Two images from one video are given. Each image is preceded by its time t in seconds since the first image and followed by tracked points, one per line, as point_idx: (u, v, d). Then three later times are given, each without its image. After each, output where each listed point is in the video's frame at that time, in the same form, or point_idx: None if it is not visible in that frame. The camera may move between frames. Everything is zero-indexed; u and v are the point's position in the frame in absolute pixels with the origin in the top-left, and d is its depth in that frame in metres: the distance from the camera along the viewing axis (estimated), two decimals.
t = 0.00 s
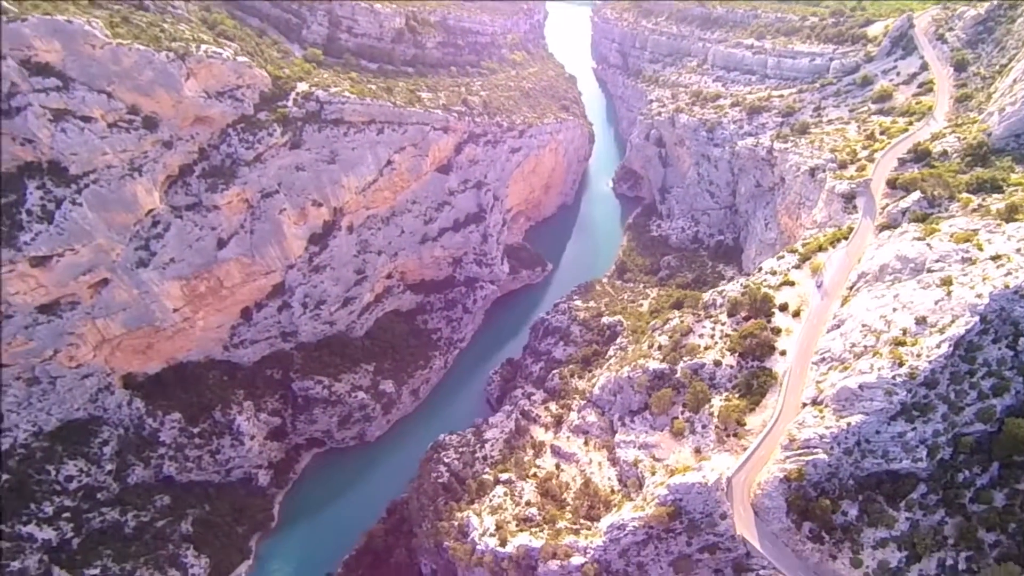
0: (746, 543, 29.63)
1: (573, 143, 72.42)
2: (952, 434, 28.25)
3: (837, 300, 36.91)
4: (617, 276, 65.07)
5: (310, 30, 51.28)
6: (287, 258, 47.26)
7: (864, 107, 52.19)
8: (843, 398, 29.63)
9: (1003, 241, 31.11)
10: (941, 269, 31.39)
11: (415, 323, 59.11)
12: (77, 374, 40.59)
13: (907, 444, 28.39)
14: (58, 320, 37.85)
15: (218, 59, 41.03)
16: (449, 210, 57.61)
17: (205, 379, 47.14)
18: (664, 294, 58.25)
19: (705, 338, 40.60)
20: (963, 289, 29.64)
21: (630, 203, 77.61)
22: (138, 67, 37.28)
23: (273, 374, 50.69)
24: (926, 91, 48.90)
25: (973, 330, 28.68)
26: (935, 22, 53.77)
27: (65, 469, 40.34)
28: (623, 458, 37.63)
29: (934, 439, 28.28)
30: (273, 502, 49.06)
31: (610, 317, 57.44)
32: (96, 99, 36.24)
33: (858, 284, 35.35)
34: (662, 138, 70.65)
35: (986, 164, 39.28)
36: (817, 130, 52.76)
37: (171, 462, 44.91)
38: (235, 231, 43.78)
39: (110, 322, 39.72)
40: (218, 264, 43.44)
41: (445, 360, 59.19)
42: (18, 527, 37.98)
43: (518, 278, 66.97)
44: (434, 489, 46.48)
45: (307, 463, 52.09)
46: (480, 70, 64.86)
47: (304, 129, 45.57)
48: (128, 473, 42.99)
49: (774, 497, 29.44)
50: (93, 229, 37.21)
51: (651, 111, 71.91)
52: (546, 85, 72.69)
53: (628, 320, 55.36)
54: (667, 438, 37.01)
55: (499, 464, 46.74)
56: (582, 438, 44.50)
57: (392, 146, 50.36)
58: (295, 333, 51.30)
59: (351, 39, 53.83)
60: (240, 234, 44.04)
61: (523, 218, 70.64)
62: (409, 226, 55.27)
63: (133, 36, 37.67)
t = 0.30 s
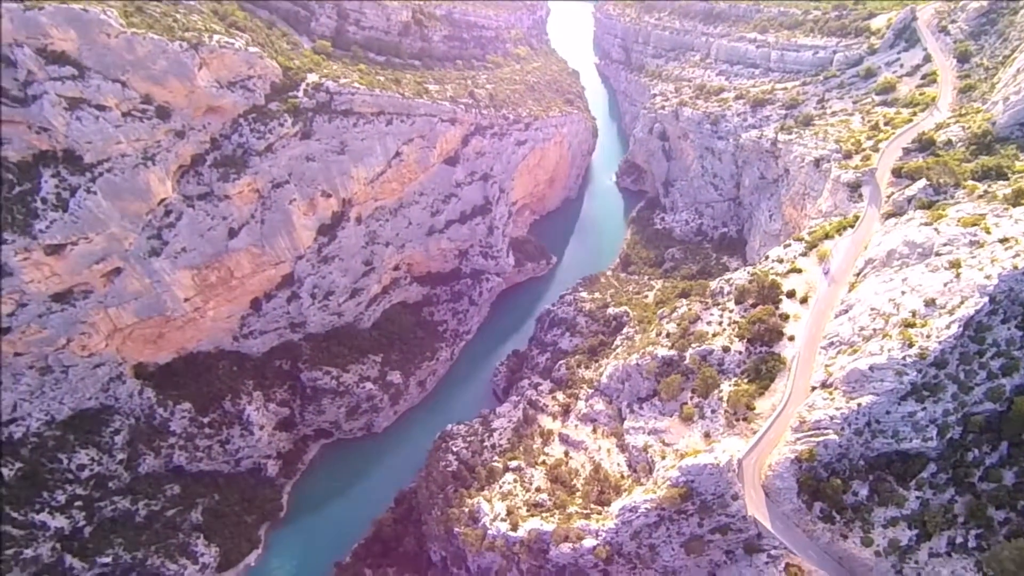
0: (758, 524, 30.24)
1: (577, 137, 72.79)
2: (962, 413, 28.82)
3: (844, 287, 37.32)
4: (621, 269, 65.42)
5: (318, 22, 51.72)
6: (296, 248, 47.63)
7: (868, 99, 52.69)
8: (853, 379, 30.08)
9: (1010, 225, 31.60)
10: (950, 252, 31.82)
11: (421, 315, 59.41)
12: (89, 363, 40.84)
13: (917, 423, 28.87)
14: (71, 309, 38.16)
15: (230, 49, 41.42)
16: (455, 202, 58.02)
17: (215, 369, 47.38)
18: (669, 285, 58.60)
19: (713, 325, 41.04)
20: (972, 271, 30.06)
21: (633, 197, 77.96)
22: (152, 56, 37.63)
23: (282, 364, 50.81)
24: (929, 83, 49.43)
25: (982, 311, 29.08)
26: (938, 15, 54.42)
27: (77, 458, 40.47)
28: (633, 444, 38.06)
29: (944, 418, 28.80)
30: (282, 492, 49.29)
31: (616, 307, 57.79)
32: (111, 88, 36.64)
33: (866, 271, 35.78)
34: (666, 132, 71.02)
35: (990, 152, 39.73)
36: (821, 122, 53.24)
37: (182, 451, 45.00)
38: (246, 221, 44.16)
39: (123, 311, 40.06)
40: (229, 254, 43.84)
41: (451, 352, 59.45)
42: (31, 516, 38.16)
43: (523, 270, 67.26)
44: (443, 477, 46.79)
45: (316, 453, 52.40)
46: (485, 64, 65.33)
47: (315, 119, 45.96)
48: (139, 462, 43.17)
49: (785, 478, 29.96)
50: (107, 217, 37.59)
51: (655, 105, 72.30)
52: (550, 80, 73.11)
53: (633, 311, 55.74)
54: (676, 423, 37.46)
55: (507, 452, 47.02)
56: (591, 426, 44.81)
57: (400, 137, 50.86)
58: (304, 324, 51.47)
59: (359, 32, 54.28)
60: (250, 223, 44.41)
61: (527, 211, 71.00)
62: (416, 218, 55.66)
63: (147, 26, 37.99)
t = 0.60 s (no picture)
0: (769, 505, 30.90)
1: (582, 131, 73.23)
2: (971, 393, 29.27)
3: (852, 273, 37.76)
4: (626, 261, 65.78)
5: (327, 15, 52.19)
6: (306, 239, 48.06)
7: (871, 90, 53.20)
8: (862, 361, 30.67)
9: (1016, 208, 32.14)
10: (957, 236, 32.34)
11: (428, 307, 59.55)
12: (102, 352, 41.05)
13: (927, 403, 29.43)
14: (85, 298, 38.57)
15: (243, 39, 41.88)
16: (462, 194, 58.47)
17: (225, 359, 47.48)
18: (674, 276, 58.82)
19: (720, 311, 41.52)
20: (980, 253, 30.57)
21: (637, 190, 78.32)
22: (166, 46, 38.09)
23: (291, 355, 50.76)
24: (933, 74, 49.92)
25: (991, 291, 29.53)
26: (941, 7, 54.98)
27: (90, 446, 40.77)
28: (642, 429, 38.49)
29: (954, 398, 29.25)
30: (291, 481, 49.47)
31: (622, 298, 58.12)
32: (126, 78, 37.14)
33: (873, 257, 36.29)
34: (669, 125, 71.36)
35: (996, 139, 40.19)
36: (825, 113, 53.73)
37: (193, 441, 45.11)
38: (258, 211, 44.57)
39: (135, 300, 40.44)
40: (240, 244, 44.26)
41: (458, 343, 59.71)
42: (45, 503, 38.51)
43: (529, 262, 67.60)
44: (452, 465, 46.99)
45: (324, 444, 52.46)
46: (491, 57, 65.81)
47: (325, 110, 46.42)
48: (151, 451, 43.33)
49: (797, 459, 30.45)
50: (121, 206, 38.02)
51: (658, 98, 72.70)
52: (554, 73, 73.56)
53: (639, 301, 56.13)
54: (686, 409, 37.84)
55: (516, 440, 47.20)
56: (599, 414, 44.93)
57: (408, 129, 51.37)
58: (313, 314, 51.43)
59: (367, 25, 54.72)
60: (262, 214, 44.82)
61: (532, 204, 71.42)
62: (424, 209, 56.09)
63: (162, 16, 38.30)
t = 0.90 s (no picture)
0: (779, 485, 31.65)
1: (586, 124, 73.58)
2: (980, 372, 29.86)
3: (859, 259, 38.20)
4: (630, 253, 66.07)
5: (335, 8, 52.58)
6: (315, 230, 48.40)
7: (875, 81, 53.66)
8: (871, 344, 31.26)
9: None
10: (966, 219, 32.81)
11: (434, 299, 59.77)
12: (115, 342, 41.37)
13: (937, 383, 30.02)
14: (99, 286, 38.85)
15: (255, 30, 42.27)
16: (469, 186, 58.85)
17: (235, 348, 47.82)
18: (679, 268, 59.15)
19: (728, 299, 42.01)
20: (989, 235, 31.02)
21: (640, 183, 78.41)
22: (180, 36, 38.53)
23: (300, 345, 51.06)
24: (937, 64, 50.36)
25: (999, 272, 29.99)
26: None
27: (103, 435, 40.88)
28: (651, 415, 38.92)
29: (963, 376, 29.86)
30: (300, 471, 49.76)
31: (628, 289, 58.46)
32: (140, 67, 37.56)
33: (880, 244, 36.86)
34: (673, 119, 71.68)
35: (1000, 127, 40.60)
36: (829, 104, 54.17)
37: (204, 430, 45.41)
38: (268, 201, 44.92)
39: (147, 290, 40.78)
40: (250, 235, 44.61)
41: (465, 334, 60.00)
42: (58, 492, 38.50)
43: (534, 255, 67.99)
44: (461, 454, 47.33)
45: (332, 434, 52.74)
46: (496, 51, 66.21)
47: (335, 101, 46.79)
48: (162, 440, 43.49)
49: (807, 440, 31.17)
50: (135, 195, 38.37)
51: (662, 92, 73.05)
52: (558, 67, 73.94)
53: (645, 292, 56.50)
54: (695, 394, 38.27)
55: (524, 428, 47.60)
56: (607, 402, 44.89)
57: (416, 120, 51.76)
58: (321, 305, 51.66)
59: (374, 18, 55.10)
60: (272, 204, 45.17)
61: (537, 198, 71.78)
62: (431, 201, 56.45)
63: (176, 6, 38.63)
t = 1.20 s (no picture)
0: (790, 466, 32.21)
1: (590, 118, 73.89)
2: (991, 352, 30.34)
3: (866, 246, 38.63)
4: (634, 246, 66.29)
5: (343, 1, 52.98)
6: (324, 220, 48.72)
7: (879, 72, 54.09)
8: (882, 326, 31.71)
9: None
10: (975, 202, 33.26)
11: (441, 290, 59.94)
12: (127, 331, 41.61)
13: (947, 363, 30.56)
14: (112, 275, 39.12)
15: (266, 20, 42.68)
16: (475, 177, 59.21)
17: (245, 338, 47.98)
18: (684, 259, 59.42)
19: (736, 286, 42.47)
20: (998, 218, 31.48)
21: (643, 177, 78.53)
22: (193, 26, 38.96)
23: (309, 336, 51.26)
24: (941, 55, 50.81)
25: (1009, 253, 30.41)
26: None
27: (115, 424, 41.12)
28: (661, 401, 39.25)
29: (973, 357, 30.33)
30: (310, 460, 50.06)
31: (634, 280, 58.77)
32: (154, 56, 37.92)
33: (887, 230, 37.23)
34: (677, 112, 71.96)
35: (1006, 115, 40.98)
36: (834, 95, 54.60)
37: (214, 419, 45.63)
38: (278, 190, 45.24)
39: (160, 279, 41.05)
40: (261, 224, 44.94)
41: (471, 326, 60.26)
42: (72, 479, 38.69)
43: (540, 247, 68.29)
44: (471, 442, 47.69)
45: (341, 424, 53.00)
46: (501, 44, 66.61)
47: (345, 91, 47.13)
48: (174, 429, 43.78)
49: (818, 421, 31.82)
50: (148, 183, 38.67)
51: (665, 85, 73.28)
52: (563, 61, 74.33)
53: (651, 282, 56.88)
54: (704, 379, 38.67)
55: (533, 416, 47.96)
56: (615, 390, 44.81)
57: (424, 112, 52.14)
58: (330, 295, 51.87)
59: (382, 11, 55.49)
60: (282, 193, 45.49)
61: (542, 191, 72.13)
62: (438, 192, 56.79)
63: None
